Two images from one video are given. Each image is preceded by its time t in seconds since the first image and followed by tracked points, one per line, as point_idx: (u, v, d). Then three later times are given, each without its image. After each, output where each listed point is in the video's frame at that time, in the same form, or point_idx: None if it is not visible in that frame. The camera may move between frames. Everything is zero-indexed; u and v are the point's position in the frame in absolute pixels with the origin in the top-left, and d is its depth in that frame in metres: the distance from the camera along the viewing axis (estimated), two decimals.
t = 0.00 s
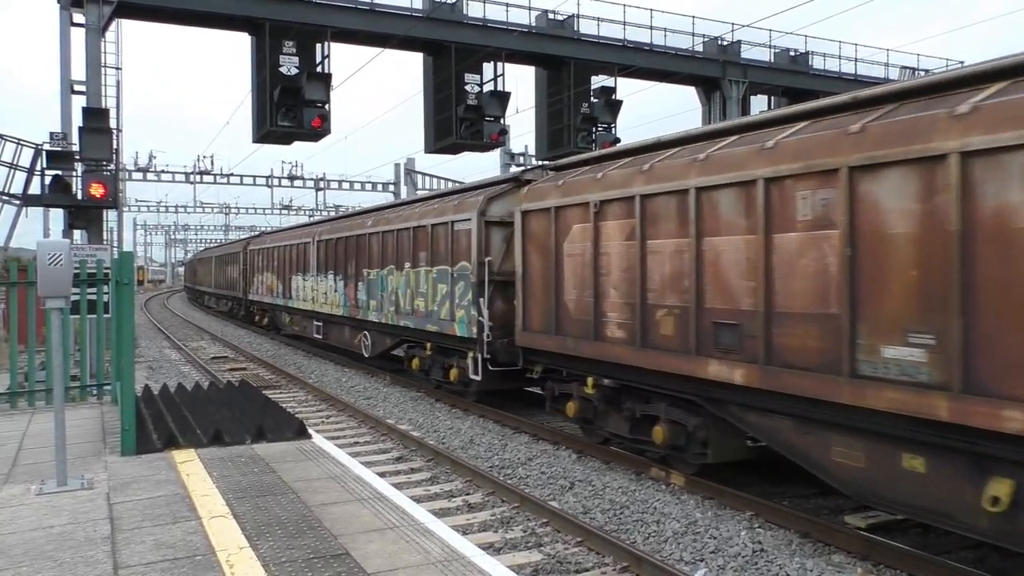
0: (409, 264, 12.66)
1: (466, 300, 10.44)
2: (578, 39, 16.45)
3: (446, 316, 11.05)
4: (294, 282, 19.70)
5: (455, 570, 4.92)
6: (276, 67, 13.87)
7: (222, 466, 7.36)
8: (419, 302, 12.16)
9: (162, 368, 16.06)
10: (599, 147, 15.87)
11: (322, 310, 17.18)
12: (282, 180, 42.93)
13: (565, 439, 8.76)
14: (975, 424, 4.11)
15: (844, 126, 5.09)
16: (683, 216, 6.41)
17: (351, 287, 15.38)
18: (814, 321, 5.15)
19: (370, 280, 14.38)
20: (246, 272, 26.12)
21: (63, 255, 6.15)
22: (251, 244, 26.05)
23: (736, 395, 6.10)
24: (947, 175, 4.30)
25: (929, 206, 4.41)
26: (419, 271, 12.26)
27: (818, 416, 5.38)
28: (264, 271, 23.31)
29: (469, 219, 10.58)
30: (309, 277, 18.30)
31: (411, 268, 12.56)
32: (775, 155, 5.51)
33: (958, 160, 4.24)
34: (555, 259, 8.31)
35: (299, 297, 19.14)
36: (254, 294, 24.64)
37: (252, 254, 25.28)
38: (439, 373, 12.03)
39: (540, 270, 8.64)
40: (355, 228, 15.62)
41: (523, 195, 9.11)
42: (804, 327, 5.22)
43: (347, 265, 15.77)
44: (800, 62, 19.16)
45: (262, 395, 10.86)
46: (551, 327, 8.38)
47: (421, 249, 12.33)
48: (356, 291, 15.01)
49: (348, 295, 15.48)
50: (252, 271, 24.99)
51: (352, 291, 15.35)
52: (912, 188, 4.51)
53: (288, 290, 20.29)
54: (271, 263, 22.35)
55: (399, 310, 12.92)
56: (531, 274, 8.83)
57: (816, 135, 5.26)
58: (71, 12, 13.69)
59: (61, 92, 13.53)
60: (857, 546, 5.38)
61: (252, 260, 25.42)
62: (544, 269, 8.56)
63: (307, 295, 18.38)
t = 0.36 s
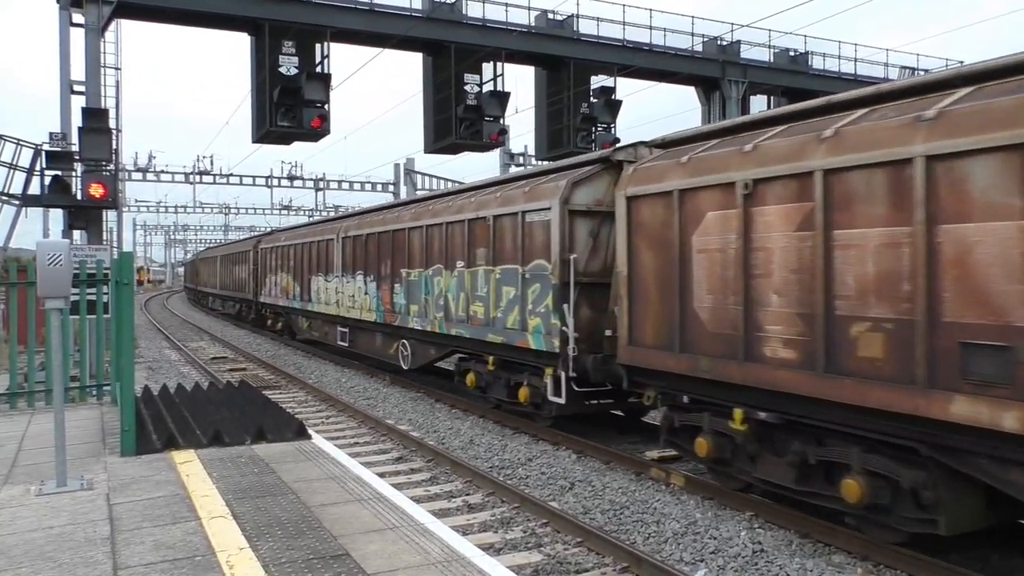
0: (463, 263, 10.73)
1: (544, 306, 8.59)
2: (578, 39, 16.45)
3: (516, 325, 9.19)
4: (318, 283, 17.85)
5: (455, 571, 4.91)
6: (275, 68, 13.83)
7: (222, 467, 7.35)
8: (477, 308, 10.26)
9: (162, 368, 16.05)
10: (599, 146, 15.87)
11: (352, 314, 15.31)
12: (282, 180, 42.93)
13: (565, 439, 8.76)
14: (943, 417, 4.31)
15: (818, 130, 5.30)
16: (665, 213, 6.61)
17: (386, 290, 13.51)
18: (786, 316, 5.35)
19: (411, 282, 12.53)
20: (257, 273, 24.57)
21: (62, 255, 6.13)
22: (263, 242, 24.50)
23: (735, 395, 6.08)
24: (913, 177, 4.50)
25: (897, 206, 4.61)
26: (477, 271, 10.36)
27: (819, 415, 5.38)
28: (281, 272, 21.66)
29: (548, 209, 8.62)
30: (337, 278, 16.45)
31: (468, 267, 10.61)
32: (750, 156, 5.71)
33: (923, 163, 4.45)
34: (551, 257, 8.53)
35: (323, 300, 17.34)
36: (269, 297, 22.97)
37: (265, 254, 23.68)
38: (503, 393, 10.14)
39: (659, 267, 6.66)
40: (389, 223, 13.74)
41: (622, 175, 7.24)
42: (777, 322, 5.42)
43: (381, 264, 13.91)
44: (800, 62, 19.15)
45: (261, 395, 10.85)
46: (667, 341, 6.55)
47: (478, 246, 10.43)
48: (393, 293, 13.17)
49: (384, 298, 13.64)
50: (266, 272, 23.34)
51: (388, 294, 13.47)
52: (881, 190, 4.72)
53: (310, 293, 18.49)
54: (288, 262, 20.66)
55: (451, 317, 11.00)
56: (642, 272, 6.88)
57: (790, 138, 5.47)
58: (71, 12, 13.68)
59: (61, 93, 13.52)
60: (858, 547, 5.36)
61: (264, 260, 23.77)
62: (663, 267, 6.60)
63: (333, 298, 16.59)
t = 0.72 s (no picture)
0: (539, 262, 8.79)
1: (661, 318, 6.79)
2: (576, 41, 16.55)
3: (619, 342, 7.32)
4: (343, 285, 15.90)
5: (454, 571, 5.01)
6: (274, 70, 13.92)
7: (221, 468, 7.44)
8: (559, 318, 8.33)
9: (161, 370, 16.14)
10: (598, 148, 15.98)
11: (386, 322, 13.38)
12: (282, 182, 43.04)
13: (564, 440, 8.87)
14: (928, 410, 4.48)
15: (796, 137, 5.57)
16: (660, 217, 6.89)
17: (433, 294, 11.64)
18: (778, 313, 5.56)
19: (465, 284, 10.62)
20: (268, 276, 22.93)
21: (62, 256, 6.25)
22: (275, 242, 22.74)
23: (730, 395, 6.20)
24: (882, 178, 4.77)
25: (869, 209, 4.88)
26: (558, 273, 8.43)
27: (816, 415, 5.49)
28: (299, 274, 19.39)
29: (667, 194, 6.80)
30: (367, 280, 14.52)
31: (545, 267, 8.67)
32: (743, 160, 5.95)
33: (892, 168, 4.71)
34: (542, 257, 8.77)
35: (349, 305, 15.42)
36: (282, 300, 21.17)
37: (279, 254, 21.91)
38: (593, 422, 8.15)
39: (854, 271, 4.96)
40: (438, 216, 11.53)
41: (791, 149, 5.51)
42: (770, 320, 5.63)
43: (425, 265, 12.00)
44: (799, 63, 19.24)
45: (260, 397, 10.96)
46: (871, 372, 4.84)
47: (561, 241, 8.46)
48: (441, 298, 11.27)
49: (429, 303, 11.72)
50: (280, 274, 21.59)
51: (434, 298, 11.55)
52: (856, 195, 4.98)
53: (334, 296, 16.52)
54: (309, 263, 18.80)
55: (522, 329, 9.08)
56: (824, 272, 5.19)
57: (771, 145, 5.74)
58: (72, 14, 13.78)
59: (61, 95, 13.63)
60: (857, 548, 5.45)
61: (278, 261, 21.95)
62: (861, 271, 4.91)
63: (363, 303, 14.67)
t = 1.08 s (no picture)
0: (659, 260, 6.76)
1: (863, 335, 4.91)
2: (577, 42, 16.56)
3: (791, 367, 5.43)
4: (377, 288, 13.98)
5: (454, 572, 5.02)
6: (275, 71, 13.90)
7: (222, 470, 7.45)
8: (686, 332, 6.42)
9: (161, 371, 16.13)
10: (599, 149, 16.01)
11: (435, 332, 11.46)
12: (282, 183, 43.01)
13: (565, 441, 8.88)
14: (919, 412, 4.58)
15: (795, 137, 5.60)
16: (653, 219, 6.90)
17: (496, 299, 9.76)
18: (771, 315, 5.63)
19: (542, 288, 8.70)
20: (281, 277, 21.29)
21: (63, 258, 6.25)
22: (290, 241, 20.96)
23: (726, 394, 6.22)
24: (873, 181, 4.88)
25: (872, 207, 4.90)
26: (685, 274, 6.48)
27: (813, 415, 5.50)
28: (322, 275, 17.58)
29: (865, 168, 4.95)
30: (410, 283, 12.55)
31: (667, 266, 6.66)
32: (736, 162, 6.00)
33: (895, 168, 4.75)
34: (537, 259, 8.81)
35: (384, 311, 13.51)
36: (299, 304, 19.42)
37: (295, 254, 20.12)
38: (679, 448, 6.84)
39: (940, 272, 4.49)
40: (502, 208, 9.67)
41: None
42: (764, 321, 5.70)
43: (484, 265, 10.12)
44: (800, 64, 19.24)
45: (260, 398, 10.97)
46: None
47: (685, 234, 6.54)
48: (509, 305, 9.38)
49: (491, 311, 9.85)
50: (297, 276, 19.86)
51: (499, 305, 9.66)
52: (859, 195, 4.99)
53: (365, 300, 14.59)
54: (331, 263, 16.99)
55: (629, 344, 7.16)
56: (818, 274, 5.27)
57: (770, 145, 5.77)
58: (71, 15, 13.78)
59: (61, 96, 13.64)
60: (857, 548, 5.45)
61: (294, 262, 20.12)
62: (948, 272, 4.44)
63: (404, 309, 12.69)
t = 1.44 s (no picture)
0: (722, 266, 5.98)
1: None
2: (575, 43, 16.56)
3: (866, 360, 4.76)
4: (420, 291, 11.85)
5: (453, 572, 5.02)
6: (273, 71, 13.93)
7: (220, 470, 7.44)
8: (904, 353, 4.54)
9: (159, 372, 16.11)
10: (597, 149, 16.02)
11: (500, 344, 9.35)
12: (280, 183, 42.96)
13: (562, 441, 8.89)
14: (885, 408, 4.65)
15: (772, 143, 5.70)
16: (638, 223, 6.98)
17: (588, 305, 7.69)
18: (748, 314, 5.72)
19: (656, 291, 6.71)
20: (295, 278, 19.45)
21: (60, 259, 6.23)
22: (307, 239, 19.02)
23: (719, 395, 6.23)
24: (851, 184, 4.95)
25: (843, 213, 5.02)
26: (903, 273, 4.57)
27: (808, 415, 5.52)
28: (346, 275, 15.51)
29: None
30: (464, 285, 10.41)
31: (709, 272, 6.10)
32: (717, 165, 6.08)
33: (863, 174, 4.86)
34: (527, 260, 8.85)
35: (428, 318, 11.41)
36: (320, 307, 17.43)
37: (315, 253, 18.10)
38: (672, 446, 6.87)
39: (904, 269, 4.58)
40: (597, 192, 7.63)
41: None
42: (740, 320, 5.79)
43: (570, 263, 8.05)
44: (798, 65, 19.27)
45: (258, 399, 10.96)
46: None
47: (898, 218, 4.66)
48: (605, 313, 7.36)
49: (579, 321, 7.80)
50: (316, 276, 17.80)
51: (591, 312, 7.61)
52: (834, 199, 5.08)
53: (404, 304, 12.47)
54: (358, 262, 14.90)
55: (800, 366, 5.26)
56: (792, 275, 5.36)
57: (749, 150, 5.88)
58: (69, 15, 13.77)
59: (59, 97, 13.62)
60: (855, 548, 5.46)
61: (314, 261, 18.07)
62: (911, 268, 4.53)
63: (456, 315, 10.57)
